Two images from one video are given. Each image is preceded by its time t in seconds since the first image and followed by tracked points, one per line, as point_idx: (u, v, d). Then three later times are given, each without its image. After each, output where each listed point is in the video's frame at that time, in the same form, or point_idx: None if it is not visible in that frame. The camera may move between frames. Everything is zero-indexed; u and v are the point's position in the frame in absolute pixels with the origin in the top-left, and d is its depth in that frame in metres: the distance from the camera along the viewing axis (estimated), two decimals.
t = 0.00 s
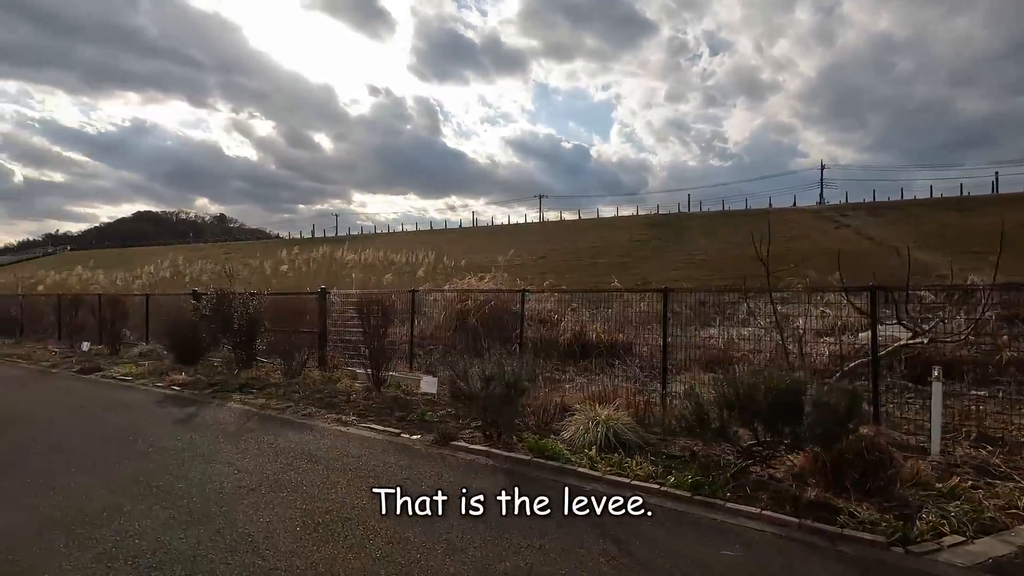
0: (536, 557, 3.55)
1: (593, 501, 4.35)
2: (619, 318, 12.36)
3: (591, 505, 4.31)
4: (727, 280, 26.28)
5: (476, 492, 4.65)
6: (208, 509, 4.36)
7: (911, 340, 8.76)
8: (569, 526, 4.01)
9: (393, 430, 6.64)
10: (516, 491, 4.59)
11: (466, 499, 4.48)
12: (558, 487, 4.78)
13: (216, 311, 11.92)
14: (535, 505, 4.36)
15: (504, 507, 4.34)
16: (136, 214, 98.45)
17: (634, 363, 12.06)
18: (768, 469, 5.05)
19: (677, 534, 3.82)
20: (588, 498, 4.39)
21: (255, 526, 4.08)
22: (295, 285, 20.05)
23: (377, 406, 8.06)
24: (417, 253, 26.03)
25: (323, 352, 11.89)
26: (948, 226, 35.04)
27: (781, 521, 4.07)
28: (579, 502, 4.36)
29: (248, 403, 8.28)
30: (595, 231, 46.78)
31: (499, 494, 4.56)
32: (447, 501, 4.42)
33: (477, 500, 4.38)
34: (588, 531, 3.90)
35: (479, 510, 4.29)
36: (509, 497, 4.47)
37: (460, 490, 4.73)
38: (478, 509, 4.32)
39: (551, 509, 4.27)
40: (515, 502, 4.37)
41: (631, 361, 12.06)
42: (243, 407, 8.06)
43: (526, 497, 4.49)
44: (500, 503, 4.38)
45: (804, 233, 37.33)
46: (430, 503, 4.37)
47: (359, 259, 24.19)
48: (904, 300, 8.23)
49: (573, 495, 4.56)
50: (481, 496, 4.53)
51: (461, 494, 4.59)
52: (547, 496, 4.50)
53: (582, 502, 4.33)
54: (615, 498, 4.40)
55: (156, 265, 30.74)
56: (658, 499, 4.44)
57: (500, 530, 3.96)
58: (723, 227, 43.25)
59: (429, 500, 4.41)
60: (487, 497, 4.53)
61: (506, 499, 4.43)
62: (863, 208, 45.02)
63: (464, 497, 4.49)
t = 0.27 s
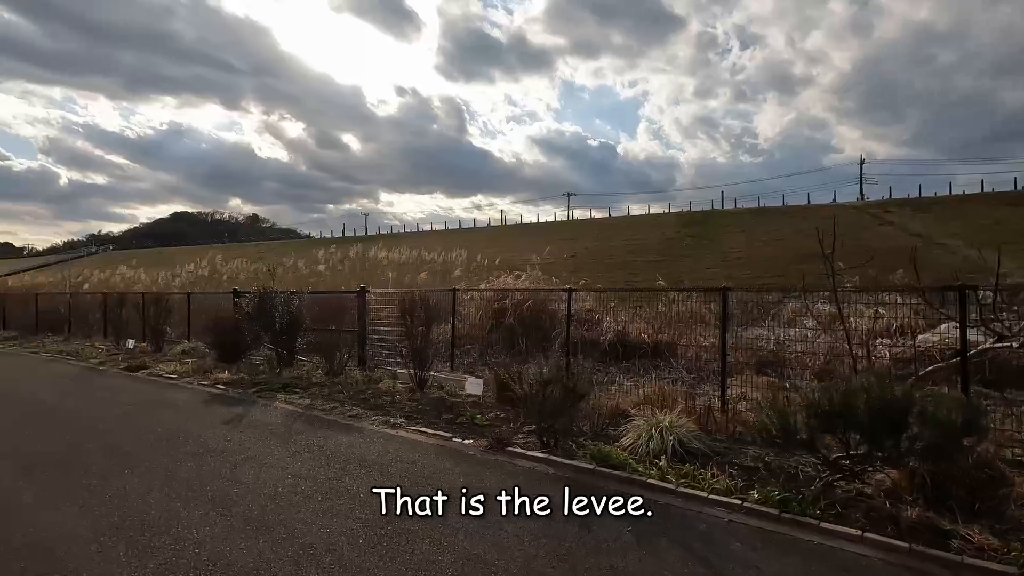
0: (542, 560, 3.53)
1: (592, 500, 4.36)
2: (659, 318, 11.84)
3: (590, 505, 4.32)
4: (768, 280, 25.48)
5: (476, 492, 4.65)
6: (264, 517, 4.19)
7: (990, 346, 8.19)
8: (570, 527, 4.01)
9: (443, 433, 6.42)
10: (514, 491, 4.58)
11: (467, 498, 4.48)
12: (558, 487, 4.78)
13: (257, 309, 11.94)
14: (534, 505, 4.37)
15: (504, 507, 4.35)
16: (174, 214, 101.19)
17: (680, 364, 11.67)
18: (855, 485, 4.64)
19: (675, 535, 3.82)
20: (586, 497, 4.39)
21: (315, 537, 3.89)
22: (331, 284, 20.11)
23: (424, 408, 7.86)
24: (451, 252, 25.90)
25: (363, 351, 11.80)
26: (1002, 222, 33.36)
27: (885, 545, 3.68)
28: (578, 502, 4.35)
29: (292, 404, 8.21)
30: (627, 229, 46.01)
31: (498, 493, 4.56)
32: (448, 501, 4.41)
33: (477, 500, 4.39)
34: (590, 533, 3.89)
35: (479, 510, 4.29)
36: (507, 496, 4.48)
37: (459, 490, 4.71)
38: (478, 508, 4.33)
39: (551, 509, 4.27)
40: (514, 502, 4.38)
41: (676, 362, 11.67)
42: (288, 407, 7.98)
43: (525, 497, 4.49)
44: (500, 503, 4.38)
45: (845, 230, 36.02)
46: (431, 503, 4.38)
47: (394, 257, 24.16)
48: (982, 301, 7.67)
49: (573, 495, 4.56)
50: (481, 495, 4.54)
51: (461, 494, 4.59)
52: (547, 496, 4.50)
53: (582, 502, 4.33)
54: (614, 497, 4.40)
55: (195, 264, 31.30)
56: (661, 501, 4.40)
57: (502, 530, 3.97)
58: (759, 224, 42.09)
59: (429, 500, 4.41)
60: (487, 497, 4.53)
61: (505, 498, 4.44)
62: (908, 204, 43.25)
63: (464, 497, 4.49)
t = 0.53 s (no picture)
0: (542, 560, 3.50)
1: (592, 500, 4.34)
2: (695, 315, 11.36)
3: (591, 505, 4.30)
4: (812, 279, 24.54)
5: (476, 490, 4.62)
6: (326, 524, 4.05)
7: None
8: (571, 528, 3.98)
9: (497, 436, 6.16)
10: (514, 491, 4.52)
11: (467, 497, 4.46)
12: (558, 486, 4.76)
13: (299, 307, 11.92)
14: (535, 504, 4.35)
15: (503, 506, 4.34)
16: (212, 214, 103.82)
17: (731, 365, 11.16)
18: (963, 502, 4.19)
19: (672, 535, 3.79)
20: (588, 497, 4.38)
21: (380, 549, 3.69)
22: (367, 282, 20.11)
23: (473, 408, 7.62)
24: (485, 249, 25.70)
25: (403, 350, 11.67)
26: None
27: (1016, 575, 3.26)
28: (579, 502, 4.33)
29: (338, 402, 8.08)
30: (661, 227, 45.15)
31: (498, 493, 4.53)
32: (448, 500, 4.40)
33: (478, 500, 4.37)
34: (590, 534, 3.87)
35: (479, 510, 4.27)
36: (508, 495, 4.46)
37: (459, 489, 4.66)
38: (478, 509, 4.31)
39: (551, 509, 4.25)
40: (514, 502, 4.37)
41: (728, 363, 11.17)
42: (334, 406, 7.85)
43: (527, 496, 4.48)
44: (500, 503, 4.37)
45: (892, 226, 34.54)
46: (431, 503, 4.36)
47: (430, 255, 24.09)
48: None
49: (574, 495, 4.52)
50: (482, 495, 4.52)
51: (462, 493, 4.56)
52: (548, 495, 4.48)
53: (583, 502, 4.32)
54: (615, 497, 4.38)
55: (234, 263, 31.88)
56: (662, 500, 4.36)
57: (504, 531, 3.95)
58: (800, 221, 40.76)
59: (430, 500, 4.39)
60: (487, 496, 4.51)
61: (505, 497, 4.43)
62: (959, 198, 41.26)
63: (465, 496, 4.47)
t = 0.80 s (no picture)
0: (544, 561, 3.63)
1: (592, 500, 4.51)
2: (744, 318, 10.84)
3: (591, 505, 4.46)
4: (861, 280, 23.48)
5: (476, 490, 4.75)
6: (386, 541, 3.87)
7: None
8: (571, 528, 4.14)
9: (553, 446, 5.90)
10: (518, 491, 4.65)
11: (468, 497, 4.60)
12: (587, 494, 4.72)
13: (340, 307, 11.91)
14: (535, 505, 4.51)
15: (504, 506, 4.48)
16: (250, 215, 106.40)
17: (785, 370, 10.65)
18: None
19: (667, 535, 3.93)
20: (587, 497, 4.55)
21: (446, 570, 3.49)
22: (403, 281, 20.12)
23: (524, 415, 7.38)
24: (520, 249, 25.48)
25: (445, 352, 11.51)
26: None
27: None
28: (579, 502, 4.51)
29: (385, 406, 7.94)
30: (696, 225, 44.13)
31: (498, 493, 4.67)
32: (449, 500, 4.53)
33: (478, 500, 4.51)
34: (590, 535, 4.01)
35: (479, 510, 4.41)
36: (508, 496, 4.61)
37: (459, 489, 4.79)
38: (479, 509, 4.45)
39: (551, 509, 4.41)
40: (514, 501, 4.52)
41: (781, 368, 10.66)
42: (382, 410, 7.70)
43: (526, 496, 4.63)
44: (500, 503, 4.51)
45: (945, 224, 32.88)
46: (432, 503, 4.48)
47: (465, 255, 23.97)
48: None
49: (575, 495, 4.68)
50: (482, 495, 4.66)
51: (462, 493, 4.68)
52: (548, 495, 4.64)
53: (582, 502, 4.49)
54: (615, 497, 4.54)
55: (272, 262, 32.45)
56: (662, 501, 4.50)
57: (505, 531, 4.10)
58: (844, 218, 39.20)
59: (431, 500, 4.51)
60: (487, 496, 4.65)
61: (505, 498, 4.57)
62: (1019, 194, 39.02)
63: (465, 497, 4.61)
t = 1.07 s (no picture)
0: None
1: (592, 500, 4.36)
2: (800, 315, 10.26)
3: (591, 505, 4.31)
4: (918, 277, 22.29)
5: (476, 489, 4.50)
6: (448, 550, 3.59)
7: None
8: (570, 529, 3.97)
9: (614, 449, 5.54)
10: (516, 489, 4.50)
11: (467, 497, 4.35)
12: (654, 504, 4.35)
13: (379, 303, 11.73)
14: (536, 505, 4.29)
15: (504, 506, 4.24)
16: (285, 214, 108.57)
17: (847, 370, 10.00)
18: None
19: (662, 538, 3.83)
20: (587, 497, 4.39)
21: None
22: (440, 278, 19.94)
23: (577, 415, 7.00)
24: (556, 245, 25.05)
25: (486, 349, 11.19)
26: None
27: None
28: (579, 502, 4.34)
29: (430, 404, 7.65)
30: (735, 221, 42.91)
31: (498, 492, 4.45)
32: (448, 500, 4.28)
33: (478, 500, 4.27)
34: (590, 536, 3.86)
35: (479, 511, 4.16)
36: (507, 495, 4.38)
37: (459, 488, 4.54)
38: (478, 509, 4.21)
39: (552, 509, 4.21)
40: (515, 501, 4.30)
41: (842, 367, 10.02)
42: (428, 408, 7.40)
43: (526, 496, 4.41)
44: (500, 503, 4.28)
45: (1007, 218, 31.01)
46: (431, 504, 4.22)
47: (502, 251, 23.67)
48: None
49: (573, 494, 4.51)
50: (481, 495, 4.41)
51: (461, 493, 4.44)
52: (549, 495, 4.42)
53: (583, 502, 4.32)
54: (615, 497, 4.40)
55: (310, 259, 32.84)
56: (698, 509, 4.26)
57: (504, 530, 3.90)
58: (894, 213, 37.46)
59: (430, 500, 4.26)
60: (486, 495, 4.41)
61: (505, 497, 4.34)
62: None
63: (464, 496, 4.36)
